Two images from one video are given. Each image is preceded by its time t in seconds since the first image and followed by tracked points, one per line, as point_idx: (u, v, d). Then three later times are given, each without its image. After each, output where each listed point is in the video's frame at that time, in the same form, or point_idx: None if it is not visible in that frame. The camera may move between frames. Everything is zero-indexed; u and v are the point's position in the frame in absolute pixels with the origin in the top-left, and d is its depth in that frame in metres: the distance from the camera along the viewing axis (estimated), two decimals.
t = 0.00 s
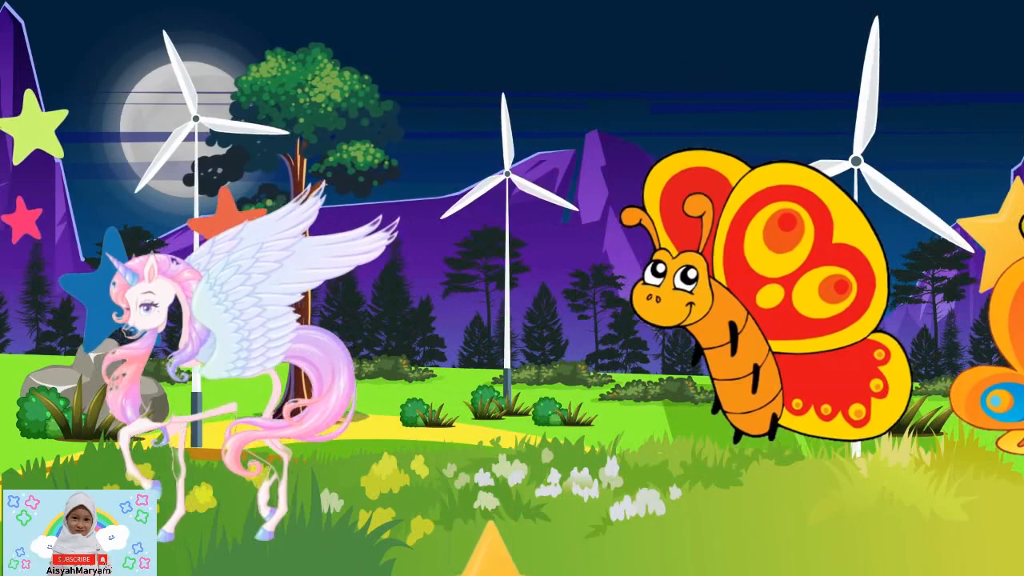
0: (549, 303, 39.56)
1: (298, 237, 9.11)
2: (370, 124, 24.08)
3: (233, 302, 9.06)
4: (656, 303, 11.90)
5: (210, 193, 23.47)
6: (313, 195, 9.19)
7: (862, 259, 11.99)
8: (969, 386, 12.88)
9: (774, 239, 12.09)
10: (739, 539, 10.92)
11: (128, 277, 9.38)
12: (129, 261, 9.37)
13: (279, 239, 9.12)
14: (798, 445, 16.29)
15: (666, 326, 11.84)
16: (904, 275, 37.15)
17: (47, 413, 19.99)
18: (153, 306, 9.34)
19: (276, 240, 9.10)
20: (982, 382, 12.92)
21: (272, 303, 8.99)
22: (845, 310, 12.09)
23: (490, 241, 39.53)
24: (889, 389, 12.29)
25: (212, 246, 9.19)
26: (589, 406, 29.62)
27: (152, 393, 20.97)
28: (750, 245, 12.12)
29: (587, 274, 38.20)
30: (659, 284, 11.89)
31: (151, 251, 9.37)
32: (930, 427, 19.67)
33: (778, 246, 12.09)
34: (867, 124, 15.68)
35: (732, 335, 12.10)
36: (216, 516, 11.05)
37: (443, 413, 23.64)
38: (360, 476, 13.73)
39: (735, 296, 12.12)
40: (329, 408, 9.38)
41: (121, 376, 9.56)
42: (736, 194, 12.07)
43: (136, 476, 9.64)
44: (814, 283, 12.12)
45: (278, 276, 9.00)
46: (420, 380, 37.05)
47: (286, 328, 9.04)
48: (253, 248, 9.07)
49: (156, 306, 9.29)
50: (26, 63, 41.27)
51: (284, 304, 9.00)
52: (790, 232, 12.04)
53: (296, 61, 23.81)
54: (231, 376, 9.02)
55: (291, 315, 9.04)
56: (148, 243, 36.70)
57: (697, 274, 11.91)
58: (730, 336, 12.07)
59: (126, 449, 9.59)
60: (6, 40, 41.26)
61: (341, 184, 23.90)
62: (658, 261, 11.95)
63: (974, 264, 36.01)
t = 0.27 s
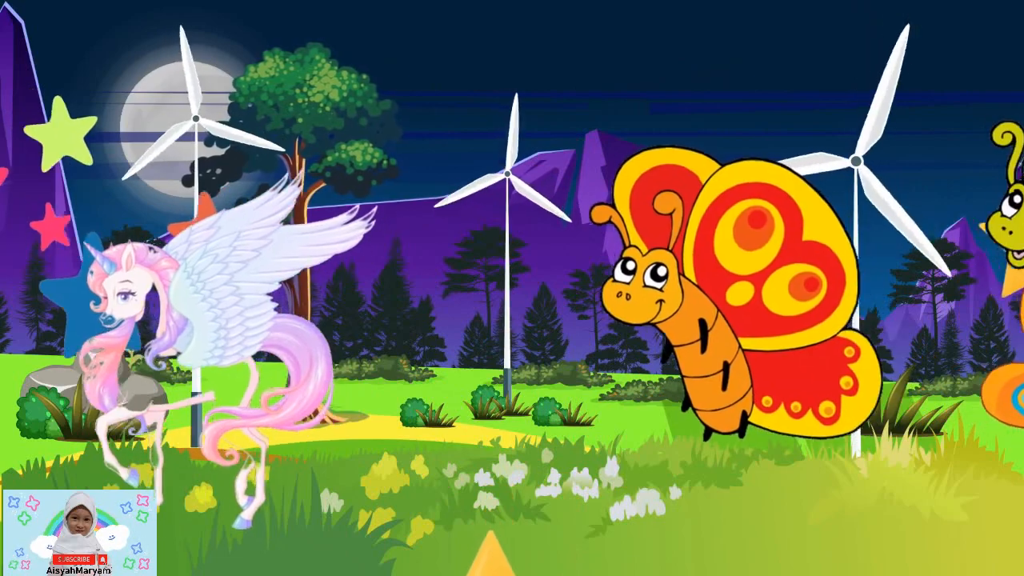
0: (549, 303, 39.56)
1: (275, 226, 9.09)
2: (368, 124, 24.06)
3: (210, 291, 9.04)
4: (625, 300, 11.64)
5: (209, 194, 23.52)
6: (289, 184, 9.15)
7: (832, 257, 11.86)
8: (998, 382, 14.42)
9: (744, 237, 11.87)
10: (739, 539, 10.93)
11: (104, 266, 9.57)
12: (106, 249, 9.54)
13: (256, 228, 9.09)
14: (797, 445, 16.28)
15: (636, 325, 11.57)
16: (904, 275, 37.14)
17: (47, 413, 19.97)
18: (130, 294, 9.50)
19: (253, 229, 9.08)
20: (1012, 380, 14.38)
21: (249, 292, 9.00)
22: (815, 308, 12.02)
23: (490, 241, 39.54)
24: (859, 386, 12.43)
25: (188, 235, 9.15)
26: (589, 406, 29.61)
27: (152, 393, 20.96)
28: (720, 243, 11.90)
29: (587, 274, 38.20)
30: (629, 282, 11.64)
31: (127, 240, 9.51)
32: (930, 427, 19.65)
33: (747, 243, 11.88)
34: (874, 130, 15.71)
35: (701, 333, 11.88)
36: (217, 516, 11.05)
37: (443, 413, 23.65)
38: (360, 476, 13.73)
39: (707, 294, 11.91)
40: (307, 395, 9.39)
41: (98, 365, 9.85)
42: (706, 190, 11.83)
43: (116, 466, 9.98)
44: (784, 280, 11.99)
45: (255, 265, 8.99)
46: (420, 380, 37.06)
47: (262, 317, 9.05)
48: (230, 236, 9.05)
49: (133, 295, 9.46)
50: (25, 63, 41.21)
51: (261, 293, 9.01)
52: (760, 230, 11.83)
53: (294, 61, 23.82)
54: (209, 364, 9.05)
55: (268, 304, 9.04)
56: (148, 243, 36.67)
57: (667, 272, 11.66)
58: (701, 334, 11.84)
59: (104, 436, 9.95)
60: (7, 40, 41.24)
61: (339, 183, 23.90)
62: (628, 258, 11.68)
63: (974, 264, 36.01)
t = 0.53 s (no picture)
0: (549, 303, 39.56)
1: (255, 214, 9.13)
2: (367, 123, 23.95)
3: (187, 279, 9.00)
4: (596, 297, 12.63)
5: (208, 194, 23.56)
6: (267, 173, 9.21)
7: (800, 255, 12.72)
8: None
9: (715, 235, 12.74)
10: (739, 539, 10.93)
11: (83, 255, 9.64)
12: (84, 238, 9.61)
13: (235, 217, 9.11)
14: (797, 445, 16.27)
15: (605, 320, 12.57)
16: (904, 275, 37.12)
17: (47, 413, 19.98)
18: (108, 283, 9.57)
19: (232, 217, 9.10)
20: None
21: (227, 280, 8.98)
22: (784, 305, 12.80)
23: (490, 241, 39.53)
24: (829, 383, 13.08)
25: (165, 224, 9.17)
26: (589, 406, 29.61)
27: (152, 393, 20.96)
28: (691, 241, 12.74)
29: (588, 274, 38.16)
30: (599, 279, 12.63)
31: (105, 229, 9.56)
32: (929, 427, 19.63)
33: (718, 241, 12.74)
34: (880, 135, 15.52)
35: (672, 331, 12.75)
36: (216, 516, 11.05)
37: (443, 413, 23.66)
38: (360, 476, 13.73)
39: (677, 292, 12.78)
40: (284, 384, 9.32)
41: (76, 354, 9.93)
42: (675, 189, 12.69)
43: (92, 453, 10.07)
44: (753, 277, 12.82)
45: (234, 253, 9.01)
46: (420, 380, 37.06)
47: (240, 306, 9.02)
48: (208, 225, 9.07)
49: (112, 284, 9.53)
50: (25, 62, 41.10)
51: (239, 281, 8.99)
52: (730, 227, 12.71)
53: (293, 61, 23.81)
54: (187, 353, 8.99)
55: (246, 292, 9.02)
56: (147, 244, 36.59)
57: (636, 269, 12.63)
58: (670, 331, 12.71)
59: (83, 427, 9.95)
60: (6, 40, 41.25)
61: (338, 183, 23.96)
62: (599, 256, 12.66)
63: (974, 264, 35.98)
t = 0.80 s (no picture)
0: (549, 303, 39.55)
1: (232, 202, 9.42)
2: (366, 123, 23.99)
3: (165, 268, 9.27)
4: (567, 295, 12.42)
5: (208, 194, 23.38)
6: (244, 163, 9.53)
7: (770, 252, 12.69)
8: None
9: (684, 231, 12.69)
10: (739, 539, 10.93)
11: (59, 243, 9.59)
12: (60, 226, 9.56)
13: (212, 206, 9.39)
14: (797, 445, 16.26)
15: (577, 317, 12.38)
16: (904, 275, 37.12)
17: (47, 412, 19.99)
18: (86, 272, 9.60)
19: (208, 205, 9.38)
20: None
21: (204, 269, 9.25)
22: (754, 302, 12.75)
23: (490, 241, 39.52)
24: (799, 380, 12.98)
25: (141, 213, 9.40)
26: (589, 406, 29.61)
27: (152, 393, 20.95)
28: (660, 237, 12.69)
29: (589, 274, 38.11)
30: (570, 276, 12.40)
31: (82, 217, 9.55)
32: (929, 427, 19.63)
33: (688, 237, 12.69)
34: (881, 142, 15.36)
35: (641, 328, 12.66)
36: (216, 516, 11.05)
37: (443, 413, 23.66)
38: (360, 476, 13.74)
39: (647, 289, 12.68)
40: (262, 372, 9.71)
41: (53, 343, 9.87)
42: (646, 185, 12.62)
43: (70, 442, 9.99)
44: (723, 274, 12.76)
45: (211, 241, 9.27)
46: (420, 380, 37.06)
47: (218, 294, 9.30)
48: (186, 214, 9.33)
49: (90, 273, 9.56)
50: (24, 62, 41.01)
51: (216, 270, 9.26)
52: (700, 224, 12.68)
53: (291, 61, 23.86)
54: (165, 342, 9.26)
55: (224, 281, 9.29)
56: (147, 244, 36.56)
57: (606, 266, 12.47)
58: (641, 328, 12.62)
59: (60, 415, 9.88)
60: (6, 39, 41.20)
61: (337, 183, 23.98)
62: (568, 253, 12.44)
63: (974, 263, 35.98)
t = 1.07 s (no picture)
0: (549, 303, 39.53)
1: (209, 191, 9.88)
2: (366, 123, 24.03)
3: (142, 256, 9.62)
4: (538, 300, 11.79)
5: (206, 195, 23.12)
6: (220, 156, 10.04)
7: (743, 257, 11.89)
8: None
9: (657, 236, 11.94)
10: (739, 539, 10.93)
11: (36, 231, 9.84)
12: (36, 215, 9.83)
13: (189, 196, 9.84)
14: (797, 445, 16.26)
15: (546, 323, 11.75)
16: (904, 275, 37.13)
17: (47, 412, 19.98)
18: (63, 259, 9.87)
19: (186, 195, 9.82)
20: None
21: (182, 257, 9.65)
22: (727, 308, 11.99)
23: (490, 241, 39.51)
24: (772, 386, 12.15)
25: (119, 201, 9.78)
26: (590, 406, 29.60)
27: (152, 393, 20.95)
28: (631, 242, 11.97)
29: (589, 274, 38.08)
30: (542, 280, 11.77)
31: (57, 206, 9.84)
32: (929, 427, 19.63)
33: (659, 242, 11.96)
34: (889, 147, 15.08)
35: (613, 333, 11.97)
36: (216, 516, 11.05)
37: (442, 413, 23.64)
38: (360, 476, 13.73)
39: (619, 294, 12.00)
40: (240, 360, 10.07)
41: (30, 332, 10.07)
42: (619, 190, 11.91)
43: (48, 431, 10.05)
44: (695, 279, 12.02)
45: (189, 230, 9.70)
46: (420, 380, 37.03)
47: (195, 283, 9.70)
48: (163, 204, 9.76)
49: (67, 261, 9.84)
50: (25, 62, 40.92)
51: (195, 258, 9.69)
52: (672, 229, 11.90)
53: (290, 61, 23.90)
54: (143, 329, 9.61)
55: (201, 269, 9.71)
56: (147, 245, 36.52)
57: (578, 272, 11.80)
58: (612, 332, 11.92)
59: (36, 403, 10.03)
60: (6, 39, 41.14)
61: (337, 183, 23.92)
62: (540, 257, 11.81)
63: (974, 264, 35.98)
